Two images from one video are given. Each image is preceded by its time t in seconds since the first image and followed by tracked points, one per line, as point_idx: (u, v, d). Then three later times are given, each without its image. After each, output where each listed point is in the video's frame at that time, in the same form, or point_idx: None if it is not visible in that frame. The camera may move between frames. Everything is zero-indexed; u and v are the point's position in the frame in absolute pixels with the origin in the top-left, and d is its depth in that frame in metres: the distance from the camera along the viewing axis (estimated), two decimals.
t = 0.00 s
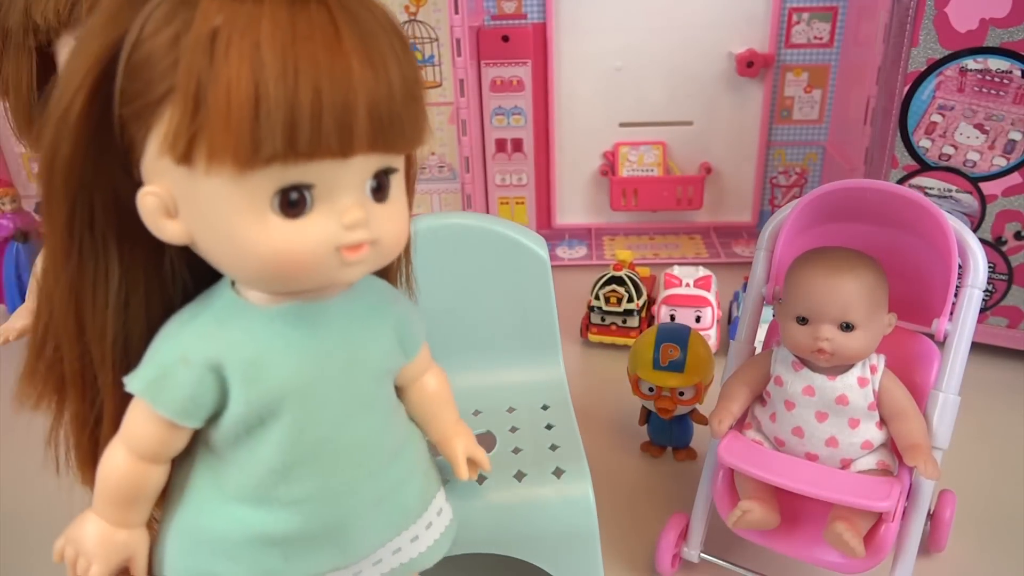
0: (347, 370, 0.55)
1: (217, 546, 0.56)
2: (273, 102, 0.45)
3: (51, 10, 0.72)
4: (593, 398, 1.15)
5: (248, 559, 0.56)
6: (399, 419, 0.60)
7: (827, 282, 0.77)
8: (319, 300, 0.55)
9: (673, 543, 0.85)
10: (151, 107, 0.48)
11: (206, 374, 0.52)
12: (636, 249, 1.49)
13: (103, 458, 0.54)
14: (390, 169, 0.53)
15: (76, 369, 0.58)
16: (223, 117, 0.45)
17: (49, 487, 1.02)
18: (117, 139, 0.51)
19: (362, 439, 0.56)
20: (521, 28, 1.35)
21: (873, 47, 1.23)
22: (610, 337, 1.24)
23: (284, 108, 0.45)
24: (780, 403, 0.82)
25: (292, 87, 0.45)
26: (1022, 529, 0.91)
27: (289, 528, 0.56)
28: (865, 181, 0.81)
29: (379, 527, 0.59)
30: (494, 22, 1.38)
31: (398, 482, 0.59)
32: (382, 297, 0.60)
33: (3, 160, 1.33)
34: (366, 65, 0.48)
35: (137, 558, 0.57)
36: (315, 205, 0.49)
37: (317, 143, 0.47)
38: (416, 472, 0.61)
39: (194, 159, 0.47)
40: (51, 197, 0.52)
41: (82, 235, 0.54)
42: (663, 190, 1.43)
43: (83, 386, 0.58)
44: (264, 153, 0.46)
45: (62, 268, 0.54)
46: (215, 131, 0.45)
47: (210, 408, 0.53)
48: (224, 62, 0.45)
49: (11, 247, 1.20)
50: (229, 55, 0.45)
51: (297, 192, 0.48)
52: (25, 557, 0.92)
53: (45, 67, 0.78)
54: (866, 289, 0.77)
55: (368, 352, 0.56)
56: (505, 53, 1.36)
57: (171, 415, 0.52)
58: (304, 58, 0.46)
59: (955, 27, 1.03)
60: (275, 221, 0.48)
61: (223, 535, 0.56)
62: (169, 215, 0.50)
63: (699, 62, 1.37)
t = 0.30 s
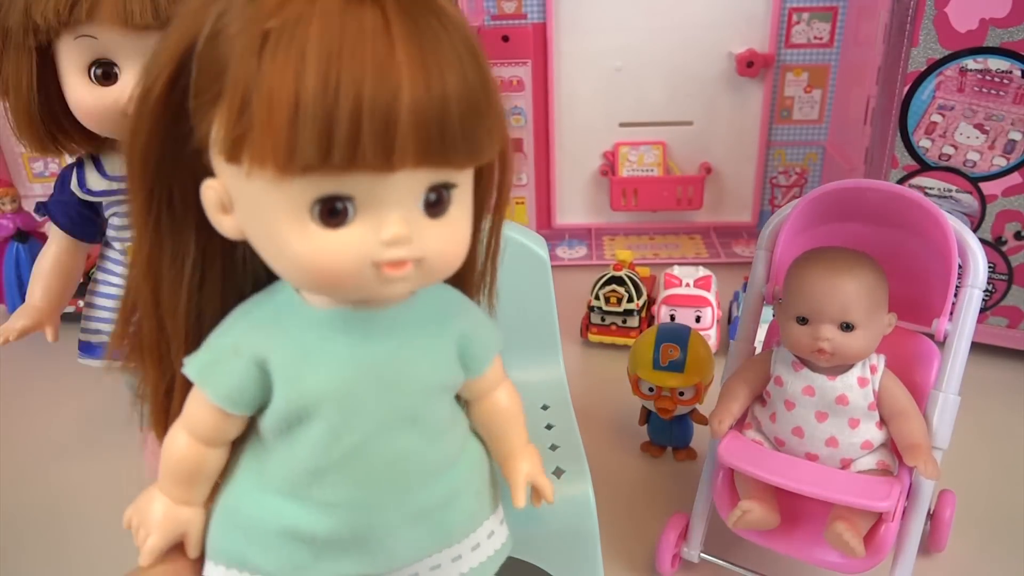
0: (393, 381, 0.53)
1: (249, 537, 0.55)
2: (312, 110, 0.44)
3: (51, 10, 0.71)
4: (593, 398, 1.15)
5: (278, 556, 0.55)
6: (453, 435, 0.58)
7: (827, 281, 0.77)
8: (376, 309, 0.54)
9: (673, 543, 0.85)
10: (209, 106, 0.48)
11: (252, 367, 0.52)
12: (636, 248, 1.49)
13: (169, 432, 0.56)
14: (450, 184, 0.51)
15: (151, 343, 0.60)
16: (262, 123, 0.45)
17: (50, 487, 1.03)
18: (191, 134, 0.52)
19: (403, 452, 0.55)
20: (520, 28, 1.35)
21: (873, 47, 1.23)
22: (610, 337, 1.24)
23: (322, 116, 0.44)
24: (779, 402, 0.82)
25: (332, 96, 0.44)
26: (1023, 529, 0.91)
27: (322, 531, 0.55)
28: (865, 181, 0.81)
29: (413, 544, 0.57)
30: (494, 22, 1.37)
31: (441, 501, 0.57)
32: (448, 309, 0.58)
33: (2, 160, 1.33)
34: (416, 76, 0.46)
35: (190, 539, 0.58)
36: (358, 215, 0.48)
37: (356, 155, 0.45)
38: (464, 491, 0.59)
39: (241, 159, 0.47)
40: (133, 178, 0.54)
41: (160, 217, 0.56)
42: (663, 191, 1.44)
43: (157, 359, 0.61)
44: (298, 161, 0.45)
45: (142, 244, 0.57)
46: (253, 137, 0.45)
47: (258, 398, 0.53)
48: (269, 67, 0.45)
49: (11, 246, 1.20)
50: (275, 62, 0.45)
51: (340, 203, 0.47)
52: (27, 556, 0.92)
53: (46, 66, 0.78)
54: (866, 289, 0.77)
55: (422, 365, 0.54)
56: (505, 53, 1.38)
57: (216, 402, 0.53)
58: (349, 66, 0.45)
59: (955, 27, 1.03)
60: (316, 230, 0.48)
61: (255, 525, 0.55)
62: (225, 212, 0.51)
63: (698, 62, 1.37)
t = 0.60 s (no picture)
0: (410, 370, 0.53)
1: (271, 517, 0.56)
2: (319, 99, 0.45)
3: (51, 10, 0.71)
4: (593, 398, 1.15)
5: (296, 537, 0.55)
6: (475, 428, 0.57)
7: (827, 281, 0.77)
8: (397, 297, 0.54)
9: (673, 543, 0.85)
10: (235, 99, 0.51)
11: (277, 350, 0.54)
12: (636, 248, 1.49)
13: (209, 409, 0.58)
14: (465, 174, 0.50)
15: (192, 325, 0.63)
16: (274, 112, 0.46)
17: (49, 487, 1.02)
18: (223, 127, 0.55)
19: (419, 440, 0.54)
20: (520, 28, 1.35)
21: (873, 47, 1.23)
22: (610, 337, 1.24)
23: (328, 105, 0.45)
24: (780, 403, 0.82)
25: (337, 85, 0.45)
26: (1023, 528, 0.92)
27: (339, 514, 0.55)
28: (864, 181, 0.81)
29: (429, 535, 0.56)
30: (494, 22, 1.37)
31: (459, 494, 0.56)
32: (473, 302, 0.58)
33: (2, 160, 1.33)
34: (422, 65, 0.46)
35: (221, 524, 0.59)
36: (367, 202, 0.48)
37: (359, 144, 0.45)
38: (486, 487, 0.58)
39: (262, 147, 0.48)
40: (177, 162, 0.57)
41: (199, 202, 0.59)
42: (663, 190, 1.44)
43: (196, 342, 0.63)
44: (306, 148, 0.45)
45: (185, 228, 0.60)
46: (267, 126, 0.47)
47: (284, 380, 0.55)
48: (285, 56, 0.46)
49: (11, 247, 1.20)
50: (289, 54, 0.46)
51: (350, 190, 0.47)
52: (26, 556, 0.92)
53: (46, 66, 0.78)
54: (866, 289, 0.77)
55: (441, 354, 0.54)
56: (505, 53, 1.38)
57: (243, 381, 0.55)
58: (355, 55, 0.45)
59: (955, 27, 1.03)
60: (326, 214, 0.48)
61: (277, 506, 0.56)
62: (252, 198, 0.52)
63: (698, 62, 1.37)
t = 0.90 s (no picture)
0: (392, 361, 0.54)
1: (266, 510, 0.57)
2: (282, 98, 0.47)
3: (51, 10, 0.71)
4: (593, 398, 1.15)
5: (289, 529, 0.56)
6: (464, 419, 0.57)
7: (826, 281, 0.77)
8: (377, 290, 0.54)
9: (673, 543, 0.85)
10: (208, 102, 0.52)
11: (265, 345, 0.55)
12: (636, 248, 1.49)
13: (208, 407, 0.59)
14: (436, 167, 0.51)
15: (190, 326, 0.63)
16: (243, 112, 0.48)
17: (48, 486, 1.02)
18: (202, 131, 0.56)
19: (404, 431, 0.55)
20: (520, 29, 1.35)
21: (873, 47, 1.23)
22: (610, 337, 1.24)
23: (291, 103, 0.47)
24: (780, 403, 0.82)
25: (299, 83, 0.46)
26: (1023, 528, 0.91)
27: (330, 505, 0.55)
28: (864, 181, 0.81)
29: (420, 525, 0.57)
30: (494, 22, 1.37)
31: (448, 485, 0.57)
32: (460, 294, 0.58)
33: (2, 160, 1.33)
34: (381, 63, 0.47)
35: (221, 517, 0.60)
36: (338, 197, 0.49)
37: (322, 138, 0.47)
38: (478, 477, 0.58)
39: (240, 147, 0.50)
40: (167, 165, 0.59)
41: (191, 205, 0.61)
42: (663, 190, 1.44)
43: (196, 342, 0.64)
44: (273, 145, 0.47)
45: (180, 229, 0.61)
46: (238, 126, 0.48)
47: (272, 374, 0.55)
48: (250, 56, 0.48)
49: (11, 246, 1.20)
50: (255, 56, 0.48)
51: (320, 185, 0.49)
52: (25, 556, 0.92)
53: (46, 66, 0.78)
54: (867, 289, 0.77)
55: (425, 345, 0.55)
56: (505, 53, 1.38)
57: (232, 375, 0.56)
58: (317, 54, 0.47)
59: (955, 28, 1.03)
60: (296, 209, 0.49)
61: (271, 498, 0.57)
62: (235, 197, 0.53)
63: (698, 62, 1.37)
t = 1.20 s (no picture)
0: (387, 371, 0.54)
1: (260, 516, 0.57)
2: (276, 102, 0.47)
3: (51, 10, 0.71)
4: (593, 398, 1.15)
5: (282, 537, 0.57)
6: (462, 434, 0.57)
7: (826, 281, 0.77)
8: (375, 297, 0.54)
9: (673, 543, 0.85)
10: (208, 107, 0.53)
11: (261, 352, 0.55)
12: (636, 248, 1.49)
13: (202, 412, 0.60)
14: (434, 173, 0.51)
15: (194, 327, 0.64)
16: (239, 114, 0.48)
17: (48, 486, 1.02)
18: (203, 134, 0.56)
19: (399, 444, 0.55)
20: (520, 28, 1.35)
21: (873, 47, 1.23)
22: (610, 337, 1.24)
23: (285, 107, 0.47)
24: (779, 403, 0.82)
25: (293, 87, 0.47)
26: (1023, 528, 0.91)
27: (323, 515, 0.55)
28: (864, 181, 0.81)
29: (413, 537, 0.57)
30: (494, 22, 1.37)
31: (444, 499, 0.57)
32: (459, 303, 0.58)
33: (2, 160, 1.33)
34: (378, 65, 0.47)
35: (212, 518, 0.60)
36: (334, 199, 0.49)
37: (316, 140, 0.47)
38: (475, 492, 0.58)
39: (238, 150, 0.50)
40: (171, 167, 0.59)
41: (196, 206, 0.61)
42: (663, 190, 1.44)
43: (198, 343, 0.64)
44: (266, 146, 0.47)
45: (184, 232, 0.62)
46: (235, 128, 0.49)
47: (269, 380, 0.55)
48: (248, 57, 0.48)
49: (11, 247, 1.20)
50: (251, 59, 0.48)
51: (314, 189, 0.49)
52: (24, 556, 0.92)
53: (46, 66, 0.78)
54: (867, 289, 0.77)
55: (422, 358, 0.54)
56: (505, 53, 1.38)
57: (228, 380, 0.56)
58: (313, 56, 0.47)
59: (955, 28, 1.03)
60: (292, 212, 0.50)
61: (266, 504, 0.57)
62: (235, 200, 0.54)
63: (698, 62, 1.37)
